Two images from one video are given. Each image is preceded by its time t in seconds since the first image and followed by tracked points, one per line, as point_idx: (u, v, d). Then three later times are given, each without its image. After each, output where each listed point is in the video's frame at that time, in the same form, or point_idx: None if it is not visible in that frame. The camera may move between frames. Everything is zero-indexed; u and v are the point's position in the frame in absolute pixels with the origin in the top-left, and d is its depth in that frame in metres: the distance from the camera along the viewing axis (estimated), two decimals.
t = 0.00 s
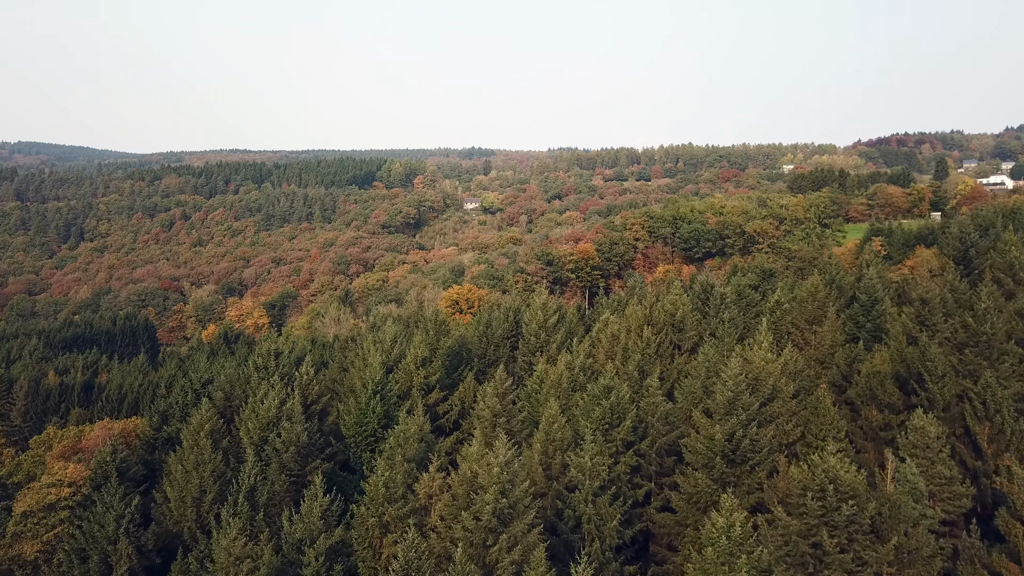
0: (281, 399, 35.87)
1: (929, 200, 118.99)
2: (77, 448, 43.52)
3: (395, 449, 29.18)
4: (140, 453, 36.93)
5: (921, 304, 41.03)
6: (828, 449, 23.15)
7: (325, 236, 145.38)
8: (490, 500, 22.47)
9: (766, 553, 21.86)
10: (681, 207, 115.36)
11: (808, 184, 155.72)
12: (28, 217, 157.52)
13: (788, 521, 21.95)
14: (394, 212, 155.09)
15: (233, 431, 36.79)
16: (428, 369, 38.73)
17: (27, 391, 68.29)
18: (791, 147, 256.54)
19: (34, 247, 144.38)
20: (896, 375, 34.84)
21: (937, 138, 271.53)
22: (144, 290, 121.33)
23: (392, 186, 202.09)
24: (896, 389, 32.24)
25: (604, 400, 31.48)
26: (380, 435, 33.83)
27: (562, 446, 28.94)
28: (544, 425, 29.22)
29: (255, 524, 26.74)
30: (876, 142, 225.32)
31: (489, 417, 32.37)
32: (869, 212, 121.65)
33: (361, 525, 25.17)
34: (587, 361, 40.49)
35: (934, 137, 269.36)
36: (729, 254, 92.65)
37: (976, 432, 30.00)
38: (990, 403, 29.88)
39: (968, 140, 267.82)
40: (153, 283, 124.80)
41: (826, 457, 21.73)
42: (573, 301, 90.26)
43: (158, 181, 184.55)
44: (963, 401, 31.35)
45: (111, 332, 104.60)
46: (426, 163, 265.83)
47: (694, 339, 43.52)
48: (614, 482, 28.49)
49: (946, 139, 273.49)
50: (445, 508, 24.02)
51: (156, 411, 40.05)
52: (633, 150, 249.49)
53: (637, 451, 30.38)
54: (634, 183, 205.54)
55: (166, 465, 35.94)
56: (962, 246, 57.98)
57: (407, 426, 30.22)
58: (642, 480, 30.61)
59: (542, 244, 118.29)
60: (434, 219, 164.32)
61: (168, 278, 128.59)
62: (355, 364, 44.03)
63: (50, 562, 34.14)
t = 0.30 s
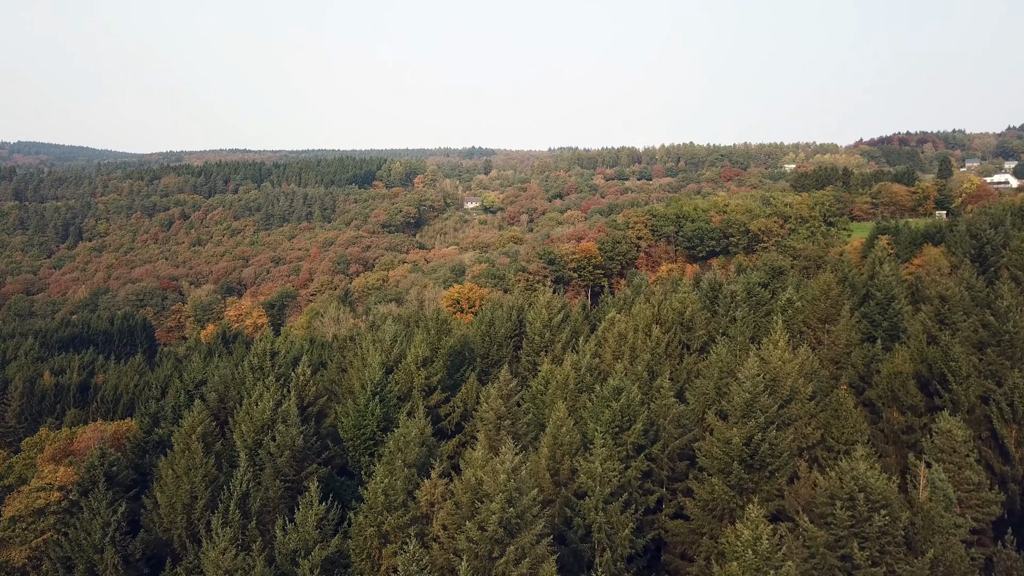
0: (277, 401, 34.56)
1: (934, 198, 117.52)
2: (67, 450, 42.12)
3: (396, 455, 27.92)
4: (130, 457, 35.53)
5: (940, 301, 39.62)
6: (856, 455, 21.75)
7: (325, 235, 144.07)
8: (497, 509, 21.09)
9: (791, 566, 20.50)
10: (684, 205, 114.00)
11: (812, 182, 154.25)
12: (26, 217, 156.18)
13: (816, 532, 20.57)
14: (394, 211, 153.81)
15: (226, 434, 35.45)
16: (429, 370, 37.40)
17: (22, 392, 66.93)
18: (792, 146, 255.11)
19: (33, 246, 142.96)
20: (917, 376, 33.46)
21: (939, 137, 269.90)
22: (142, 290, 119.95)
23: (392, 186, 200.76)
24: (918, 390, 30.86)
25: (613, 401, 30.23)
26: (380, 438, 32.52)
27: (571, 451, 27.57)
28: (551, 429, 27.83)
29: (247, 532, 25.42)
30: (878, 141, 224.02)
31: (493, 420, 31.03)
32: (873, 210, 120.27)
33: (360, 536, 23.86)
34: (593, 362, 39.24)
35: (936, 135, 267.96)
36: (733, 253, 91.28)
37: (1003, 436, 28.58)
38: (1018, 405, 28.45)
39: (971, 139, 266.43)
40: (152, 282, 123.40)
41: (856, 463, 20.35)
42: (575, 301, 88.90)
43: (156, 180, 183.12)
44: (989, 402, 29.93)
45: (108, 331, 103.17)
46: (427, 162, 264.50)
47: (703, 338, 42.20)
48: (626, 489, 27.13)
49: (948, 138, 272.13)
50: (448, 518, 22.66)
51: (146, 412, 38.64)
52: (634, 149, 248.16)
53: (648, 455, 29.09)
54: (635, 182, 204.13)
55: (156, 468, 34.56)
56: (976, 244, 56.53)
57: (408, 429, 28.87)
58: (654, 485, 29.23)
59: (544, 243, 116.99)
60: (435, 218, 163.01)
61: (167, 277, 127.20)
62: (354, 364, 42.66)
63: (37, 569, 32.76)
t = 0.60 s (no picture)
0: (271, 402, 33.16)
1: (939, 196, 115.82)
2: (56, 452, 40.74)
3: (396, 459, 26.57)
4: (119, 460, 34.09)
5: (960, 296, 38.09)
6: (888, 460, 20.39)
7: (325, 234, 142.70)
8: (504, 517, 19.71)
9: None
10: (687, 203, 112.64)
11: (815, 180, 152.79)
12: (25, 216, 154.89)
13: (846, 542, 19.23)
14: (394, 211, 152.47)
15: (219, 436, 34.05)
16: (430, 369, 36.01)
17: (16, 393, 65.62)
18: (794, 146, 253.65)
19: (31, 246, 141.49)
20: (941, 376, 32.01)
21: (941, 136, 268.32)
22: (141, 289, 118.65)
23: (392, 185, 199.37)
24: (942, 389, 29.42)
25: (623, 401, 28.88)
26: (379, 440, 31.14)
27: (580, 454, 26.14)
28: (559, 430, 26.43)
29: (238, 541, 24.05)
30: (881, 140, 222.71)
31: (497, 421, 29.63)
32: (877, 209, 118.86)
33: (358, 544, 22.57)
34: (601, 361, 37.90)
35: (938, 133, 266.53)
36: (738, 251, 89.92)
37: None
38: None
39: (973, 138, 265.01)
40: (150, 282, 121.93)
41: (889, 469, 19.00)
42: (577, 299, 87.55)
43: (156, 179, 181.75)
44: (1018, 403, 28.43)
45: (106, 331, 101.82)
46: (427, 161, 263.17)
47: (713, 336, 40.85)
48: (638, 494, 25.72)
49: (950, 137, 270.70)
50: (452, 526, 21.33)
51: (137, 413, 37.21)
52: (636, 148, 246.85)
53: (661, 458, 27.76)
54: (636, 181, 202.77)
55: (146, 472, 33.13)
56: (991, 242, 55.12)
57: (408, 431, 27.50)
58: (666, 490, 27.86)
59: (545, 242, 115.66)
60: (435, 217, 161.70)
61: (165, 277, 125.86)
62: (353, 363, 41.25)
63: None
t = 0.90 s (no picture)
0: (266, 402, 31.78)
1: (944, 193, 112.89)
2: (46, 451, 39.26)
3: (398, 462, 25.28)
4: (107, 461, 32.59)
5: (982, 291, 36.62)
6: (924, 463, 19.02)
7: (324, 232, 141.36)
8: (513, 525, 18.35)
9: None
10: (691, 201, 111.20)
11: (818, 178, 151.26)
12: (23, 215, 153.56)
13: (881, 553, 17.87)
14: (394, 209, 151.17)
15: (212, 437, 32.66)
16: (432, 368, 34.60)
17: (10, 393, 64.27)
18: (796, 145, 251.97)
19: (29, 245, 140.02)
20: (966, 374, 30.59)
21: (943, 135, 266.74)
22: (139, 288, 117.30)
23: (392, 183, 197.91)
24: (969, 388, 27.99)
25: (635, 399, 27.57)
26: (379, 442, 29.74)
27: (591, 456, 24.75)
28: (569, 431, 25.06)
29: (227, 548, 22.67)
30: (883, 139, 220.99)
31: (502, 421, 28.28)
32: (882, 207, 117.13)
33: (355, 552, 21.25)
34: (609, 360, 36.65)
35: (941, 133, 264.75)
36: (742, 249, 88.40)
37: None
38: None
39: (976, 137, 263.15)
40: (148, 281, 120.46)
41: (929, 473, 17.61)
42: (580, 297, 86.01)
43: (155, 178, 180.38)
44: None
45: (103, 330, 100.42)
46: (428, 160, 261.86)
47: (724, 333, 39.54)
48: (651, 497, 24.35)
49: (953, 136, 268.87)
50: (456, 534, 19.99)
51: (127, 413, 35.75)
52: (637, 147, 245.39)
53: (675, 460, 26.43)
54: (638, 179, 201.16)
55: (135, 474, 31.66)
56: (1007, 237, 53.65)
57: (409, 432, 26.14)
58: (680, 493, 26.52)
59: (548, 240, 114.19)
60: (435, 216, 160.22)
61: (164, 276, 124.49)
62: (352, 361, 39.83)
63: None
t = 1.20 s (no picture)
0: (260, 399, 30.41)
1: (949, 190, 111.94)
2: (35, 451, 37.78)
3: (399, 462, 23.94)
4: (95, 462, 31.09)
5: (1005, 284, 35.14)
6: (968, 464, 17.55)
7: (324, 231, 139.86)
8: (522, 530, 16.92)
9: None
10: (694, 198, 109.68)
11: (822, 176, 149.68)
12: (21, 214, 152.17)
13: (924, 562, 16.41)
14: (394, 208, 149.79)
15: (204, 436, 31.26)
16: (433, 364, 33.20)
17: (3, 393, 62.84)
18: (798, 144, 250.14)
19: (27, 243, 138.57)
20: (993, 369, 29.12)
21: (945, 134, 265.00)
22: (137, 287, 115.88)
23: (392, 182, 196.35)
24: (999, 384, 26.53)
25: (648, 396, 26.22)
26: (378, 441, 28.38)
27: (603, 456, 23.38)
28: (579, 429, 23.67)
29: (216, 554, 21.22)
30: (885, 137, 219.41)
31: (508, 419, 26.90)
32: (886, 204, 115.39)
33: (351, 559, 19.85)
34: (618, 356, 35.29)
35: (942, 131, 263.40)
36: (746, 246, 86.70)
37: None
38: None
39: (977, 135, 261.77)
40: (146, 280, 119.02)
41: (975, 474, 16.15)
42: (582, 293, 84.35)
43: (154, 176, 178.85)
44: None
45: (101, 328, 99.05)
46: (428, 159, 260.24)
47: (736, 329, 38.19)
48: (667, 499, 22.97)
49: (954, 134, 267.50)
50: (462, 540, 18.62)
51: (117, 412, 34.28)
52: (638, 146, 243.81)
53: (690, 459, 25.06)
54: (640, 178, 199.46)
55: (124, 475, 30.19)
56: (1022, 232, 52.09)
57: (410, 431, 24.75)
58: (695, 495, 25.13)
59: (549, 238, 112.71)
60: (436, 215, 158.68)
61: (163, 274, 123.00)
62: (350, 358, 38.39)
63: None
